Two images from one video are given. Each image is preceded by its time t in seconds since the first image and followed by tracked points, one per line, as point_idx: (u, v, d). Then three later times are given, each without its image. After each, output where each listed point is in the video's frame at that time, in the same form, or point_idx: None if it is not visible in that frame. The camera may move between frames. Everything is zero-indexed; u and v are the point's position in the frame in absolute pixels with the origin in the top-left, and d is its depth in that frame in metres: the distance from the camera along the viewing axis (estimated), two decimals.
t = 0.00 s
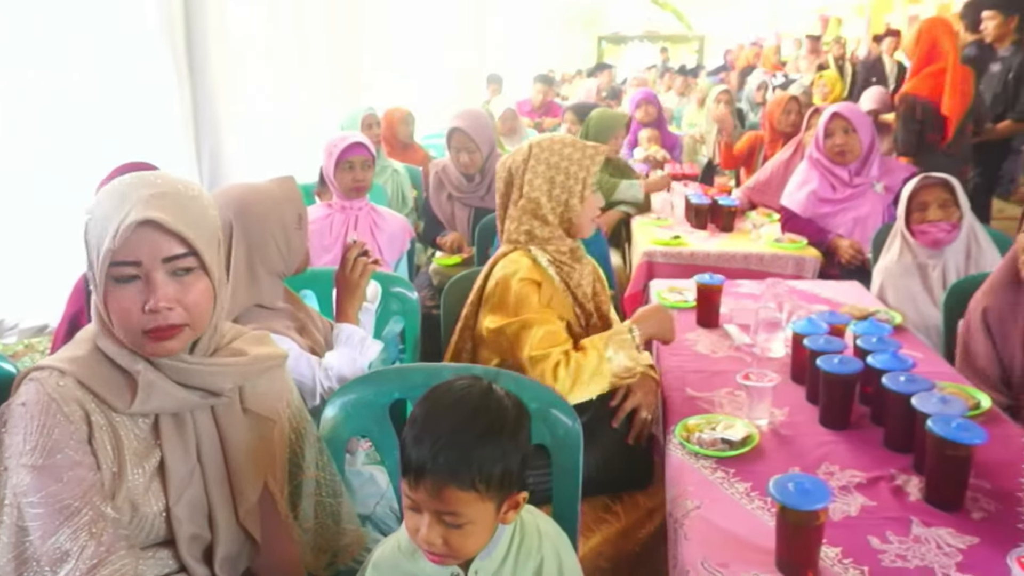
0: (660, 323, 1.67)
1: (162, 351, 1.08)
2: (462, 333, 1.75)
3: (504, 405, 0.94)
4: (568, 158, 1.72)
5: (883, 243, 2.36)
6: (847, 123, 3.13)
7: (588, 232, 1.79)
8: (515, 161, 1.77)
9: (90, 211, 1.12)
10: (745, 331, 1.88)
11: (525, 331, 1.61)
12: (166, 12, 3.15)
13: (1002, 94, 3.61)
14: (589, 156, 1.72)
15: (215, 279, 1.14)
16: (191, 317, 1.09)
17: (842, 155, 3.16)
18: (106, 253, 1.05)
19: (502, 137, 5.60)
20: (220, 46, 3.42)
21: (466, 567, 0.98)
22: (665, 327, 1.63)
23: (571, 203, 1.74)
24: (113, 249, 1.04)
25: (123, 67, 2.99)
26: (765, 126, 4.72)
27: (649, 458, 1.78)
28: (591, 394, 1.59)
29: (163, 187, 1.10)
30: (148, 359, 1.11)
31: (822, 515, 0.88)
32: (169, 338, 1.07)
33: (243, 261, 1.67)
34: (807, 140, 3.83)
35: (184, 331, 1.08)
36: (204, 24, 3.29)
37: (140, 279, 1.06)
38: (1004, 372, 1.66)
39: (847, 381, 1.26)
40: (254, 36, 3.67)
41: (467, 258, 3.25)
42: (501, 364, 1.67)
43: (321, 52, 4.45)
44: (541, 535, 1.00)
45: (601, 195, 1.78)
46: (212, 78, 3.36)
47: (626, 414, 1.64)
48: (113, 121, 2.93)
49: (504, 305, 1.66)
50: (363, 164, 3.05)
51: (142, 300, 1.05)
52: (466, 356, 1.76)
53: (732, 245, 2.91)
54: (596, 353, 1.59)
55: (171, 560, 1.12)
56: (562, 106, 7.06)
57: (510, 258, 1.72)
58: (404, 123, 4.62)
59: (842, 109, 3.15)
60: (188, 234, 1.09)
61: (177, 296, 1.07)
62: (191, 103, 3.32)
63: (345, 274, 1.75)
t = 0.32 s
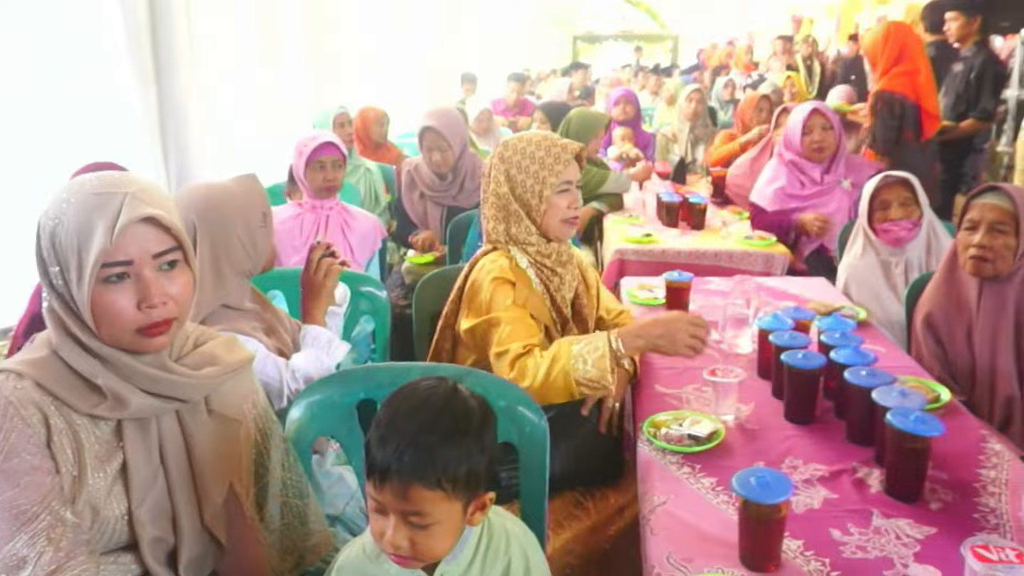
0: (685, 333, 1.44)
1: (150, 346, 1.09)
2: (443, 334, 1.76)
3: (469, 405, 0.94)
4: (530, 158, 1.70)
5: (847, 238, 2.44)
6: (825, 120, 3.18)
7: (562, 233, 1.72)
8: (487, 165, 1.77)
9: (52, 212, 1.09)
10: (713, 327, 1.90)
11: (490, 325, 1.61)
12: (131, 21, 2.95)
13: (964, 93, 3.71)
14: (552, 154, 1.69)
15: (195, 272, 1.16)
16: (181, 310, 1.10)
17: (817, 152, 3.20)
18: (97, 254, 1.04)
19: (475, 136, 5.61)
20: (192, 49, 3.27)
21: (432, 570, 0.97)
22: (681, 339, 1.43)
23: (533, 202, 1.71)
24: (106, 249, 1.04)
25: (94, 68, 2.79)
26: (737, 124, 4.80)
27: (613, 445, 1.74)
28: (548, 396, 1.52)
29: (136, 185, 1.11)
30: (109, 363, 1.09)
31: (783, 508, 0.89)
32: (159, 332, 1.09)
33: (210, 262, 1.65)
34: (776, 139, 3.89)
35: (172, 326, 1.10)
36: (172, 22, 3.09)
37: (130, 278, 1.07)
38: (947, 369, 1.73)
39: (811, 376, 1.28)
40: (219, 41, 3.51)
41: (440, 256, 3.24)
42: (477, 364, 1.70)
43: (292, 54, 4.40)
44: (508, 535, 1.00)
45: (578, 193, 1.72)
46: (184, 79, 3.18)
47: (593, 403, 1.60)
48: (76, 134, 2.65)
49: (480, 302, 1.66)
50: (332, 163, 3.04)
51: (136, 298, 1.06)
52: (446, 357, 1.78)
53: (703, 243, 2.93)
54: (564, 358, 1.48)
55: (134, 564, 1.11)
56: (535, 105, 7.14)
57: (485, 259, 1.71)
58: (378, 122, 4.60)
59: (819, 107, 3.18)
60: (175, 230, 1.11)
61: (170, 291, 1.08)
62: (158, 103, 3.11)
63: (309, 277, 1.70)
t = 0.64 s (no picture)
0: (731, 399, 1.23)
1: (123, 343, 1.08)
2: (429, 336, 1.61)
3: (431, 400, 0.93)
4: (533, 158, 1.58)
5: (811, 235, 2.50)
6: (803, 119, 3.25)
7: (565, 233, 1.64)
8: (482, 164, 1.62)
9: (9, 213, 1.05)
10: (679, 324, 1.92)
11: (502, 321, 1.42)
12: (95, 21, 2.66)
13: (924, 92, 3.88)
14: (556, 154, 1.60)
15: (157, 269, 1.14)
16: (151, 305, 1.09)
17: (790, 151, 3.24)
18: (71, 251, 1.02)
19: (445, 135, 5.59)
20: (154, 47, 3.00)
21: (396, 569, 0.97)
22: (723, 403, 1.22)
23: (538, 203, 1.60)
24: (79, 243, 1.02)
25: (45, 71, 2.45)
26: (704, 124, 4.84)
27: (579, 432, 1.68)
28: (581, 401, 1.29)
29: (96, 183, 1.09)
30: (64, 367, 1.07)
31: (743, 502, 0.90)
32: (131, 328, 1.07)
33: (170, 263, 1.62)
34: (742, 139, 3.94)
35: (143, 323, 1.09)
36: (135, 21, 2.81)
37: (102, 274, 1.05)
38: (904, 368, 1.77)
39: (773, 371, 1.30)
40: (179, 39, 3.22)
41: (409, 255, 3.22)
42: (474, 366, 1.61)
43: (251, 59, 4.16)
44: (471, 534, 1.00)
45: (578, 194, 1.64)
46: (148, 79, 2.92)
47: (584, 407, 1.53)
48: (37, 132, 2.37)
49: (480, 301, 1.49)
50: (299, 163, 3.01)
51: (110, 294, 1.05)
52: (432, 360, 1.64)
53: (670, 241, 2.94)
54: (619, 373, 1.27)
55: (93, 568, 1.09)
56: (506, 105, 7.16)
57: (484, 260, 1.56)
58: (347, 122, 4.56)
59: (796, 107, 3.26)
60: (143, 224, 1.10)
61: (142, 286, 1.07)
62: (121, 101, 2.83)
63: (274, 279, 1.65)
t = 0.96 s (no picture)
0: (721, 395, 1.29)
1: (89, 342, 1.06)
2: (416, 335, 1.58)
3: (386, 390, 0.92)
4: (547, 161, 1.49)
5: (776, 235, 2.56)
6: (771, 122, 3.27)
7: (564, 236, 1.60)
8: (494, 161, 1.48)
9: None
10: (646, 322, 1.93)
11: (503, 329, 1.37)
12: (53, 17, 2.49)
13: (888, 93, 3.95)
14: (568, 157, 1.52)
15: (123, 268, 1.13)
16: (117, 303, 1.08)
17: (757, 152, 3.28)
18: (42, 247, 1.00)
19: (416, 135, 5.58)
20: (113, 45, 2.82)
21: (356, 562, 0.95)
22: (719, 403, 1.27)
23: (555, 208, 1.52)
24: (50, 239, 1.01)
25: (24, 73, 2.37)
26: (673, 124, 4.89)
27: (556, 432, 1.65)
28: (585, 412, 1.27)
29: (61, 182, 1.07)
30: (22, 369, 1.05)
31: (704, 499, 0.91)
32: (98, 327, 1.05)
33: (131, 263, 1.58)
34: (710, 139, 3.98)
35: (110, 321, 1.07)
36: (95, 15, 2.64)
37: (70, 271, 1.03)
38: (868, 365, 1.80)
39: (737, 369, 1.32)
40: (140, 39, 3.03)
41: (377, 255, 3.20)
42: (458, 365, 1.59)
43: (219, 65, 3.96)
44: (432, 528, 0.99)
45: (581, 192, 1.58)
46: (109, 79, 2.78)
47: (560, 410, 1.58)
48: None
49: (478, 309, 1.42)
50: (262, 163, 2.98)
51: (79, 290, 1.03)
52: (418, 352, 1.61)
53: (639, 240, 2.96)
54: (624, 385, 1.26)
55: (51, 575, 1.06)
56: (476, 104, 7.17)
57: (487, 264, 1.47)
58: (314, 121, 4.52)
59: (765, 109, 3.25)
60: (109, 222, 1.08)
61: (110, 283, 1.06)
62: (80, 97, 2.65)
63: (242, 284, 1.61)
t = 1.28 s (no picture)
0: (678, 381, 1.30)
1: (48, 340, 1.04)
2: (388, 334, 1.57)
3: (352, 387, 0.92)
4: (517, 160, 1.48)
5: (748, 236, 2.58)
6: (742, 122, 3.30)
7: (532, 232, 1.59)
8: (462, 160, 1.46)
9: None
10: (618, 322, 1.94)
11: (468, 324, 1.35)
12: (17, 17, 2.42)
13: (857, 95, 4.01)
14: (538, 155, 1.51)
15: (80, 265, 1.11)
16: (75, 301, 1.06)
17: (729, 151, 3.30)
18: None
19: (391, 135, 5.55)
20: (79, 41, 2.76)
21: (323, 561, 0.94)
22: (676, 389, 1.28)
23: (523, 205, 1.51)
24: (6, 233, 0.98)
25: None
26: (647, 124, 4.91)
27: (525, 432, 1.65)
28: (545, 408, 1.27)
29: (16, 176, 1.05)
30: None
31: (671, 497, 0.91)
32: (56, 325, 1.03)
33: (94, 263, 1.55)
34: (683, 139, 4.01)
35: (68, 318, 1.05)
36: (61, 9, 2.56)
37: (26, 267, 1.01)
38: (836, 360, 1.82)
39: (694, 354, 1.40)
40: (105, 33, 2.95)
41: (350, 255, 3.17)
42: (427, 364, 1.58)
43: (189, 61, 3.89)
44: (400, 527, 0.98)
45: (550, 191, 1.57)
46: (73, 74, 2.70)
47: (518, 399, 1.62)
48: None
49: (446, 304, 1.41)
50: (230, 163, 2.94)
51: (36, 287, 1.00)
52: (388, 351, 1.60)
53: (612, 240, 2.97)
54: (578, 378, 1.26)
55: None
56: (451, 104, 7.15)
57: (456, 261, 1.46)
58: (287, 120, 4.47)
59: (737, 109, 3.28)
60: (66, 218, 1.07)
61: (68, 280, 1.04)
62: (46, 94, 2.58)
63: (211, 285, 1.59)
